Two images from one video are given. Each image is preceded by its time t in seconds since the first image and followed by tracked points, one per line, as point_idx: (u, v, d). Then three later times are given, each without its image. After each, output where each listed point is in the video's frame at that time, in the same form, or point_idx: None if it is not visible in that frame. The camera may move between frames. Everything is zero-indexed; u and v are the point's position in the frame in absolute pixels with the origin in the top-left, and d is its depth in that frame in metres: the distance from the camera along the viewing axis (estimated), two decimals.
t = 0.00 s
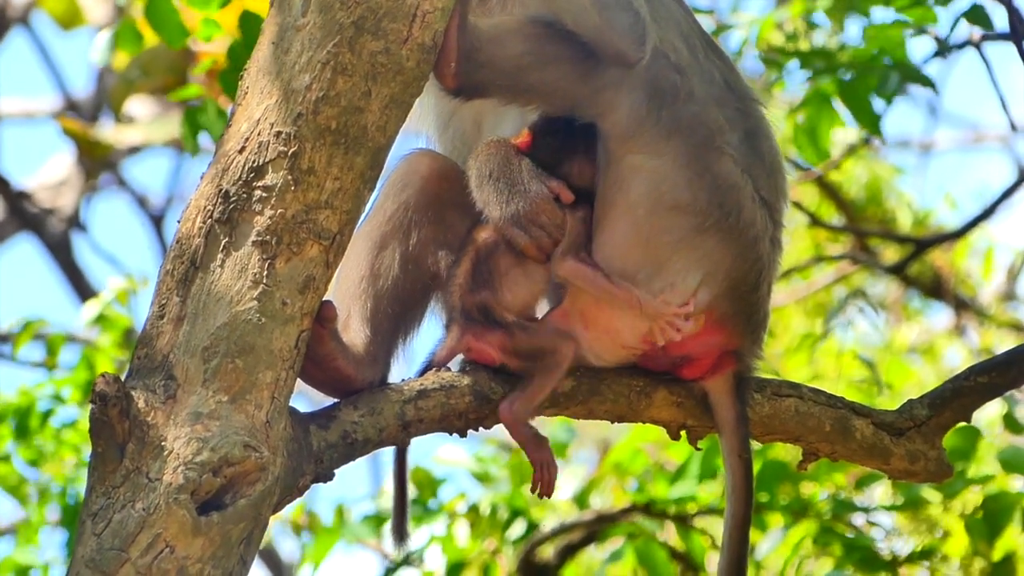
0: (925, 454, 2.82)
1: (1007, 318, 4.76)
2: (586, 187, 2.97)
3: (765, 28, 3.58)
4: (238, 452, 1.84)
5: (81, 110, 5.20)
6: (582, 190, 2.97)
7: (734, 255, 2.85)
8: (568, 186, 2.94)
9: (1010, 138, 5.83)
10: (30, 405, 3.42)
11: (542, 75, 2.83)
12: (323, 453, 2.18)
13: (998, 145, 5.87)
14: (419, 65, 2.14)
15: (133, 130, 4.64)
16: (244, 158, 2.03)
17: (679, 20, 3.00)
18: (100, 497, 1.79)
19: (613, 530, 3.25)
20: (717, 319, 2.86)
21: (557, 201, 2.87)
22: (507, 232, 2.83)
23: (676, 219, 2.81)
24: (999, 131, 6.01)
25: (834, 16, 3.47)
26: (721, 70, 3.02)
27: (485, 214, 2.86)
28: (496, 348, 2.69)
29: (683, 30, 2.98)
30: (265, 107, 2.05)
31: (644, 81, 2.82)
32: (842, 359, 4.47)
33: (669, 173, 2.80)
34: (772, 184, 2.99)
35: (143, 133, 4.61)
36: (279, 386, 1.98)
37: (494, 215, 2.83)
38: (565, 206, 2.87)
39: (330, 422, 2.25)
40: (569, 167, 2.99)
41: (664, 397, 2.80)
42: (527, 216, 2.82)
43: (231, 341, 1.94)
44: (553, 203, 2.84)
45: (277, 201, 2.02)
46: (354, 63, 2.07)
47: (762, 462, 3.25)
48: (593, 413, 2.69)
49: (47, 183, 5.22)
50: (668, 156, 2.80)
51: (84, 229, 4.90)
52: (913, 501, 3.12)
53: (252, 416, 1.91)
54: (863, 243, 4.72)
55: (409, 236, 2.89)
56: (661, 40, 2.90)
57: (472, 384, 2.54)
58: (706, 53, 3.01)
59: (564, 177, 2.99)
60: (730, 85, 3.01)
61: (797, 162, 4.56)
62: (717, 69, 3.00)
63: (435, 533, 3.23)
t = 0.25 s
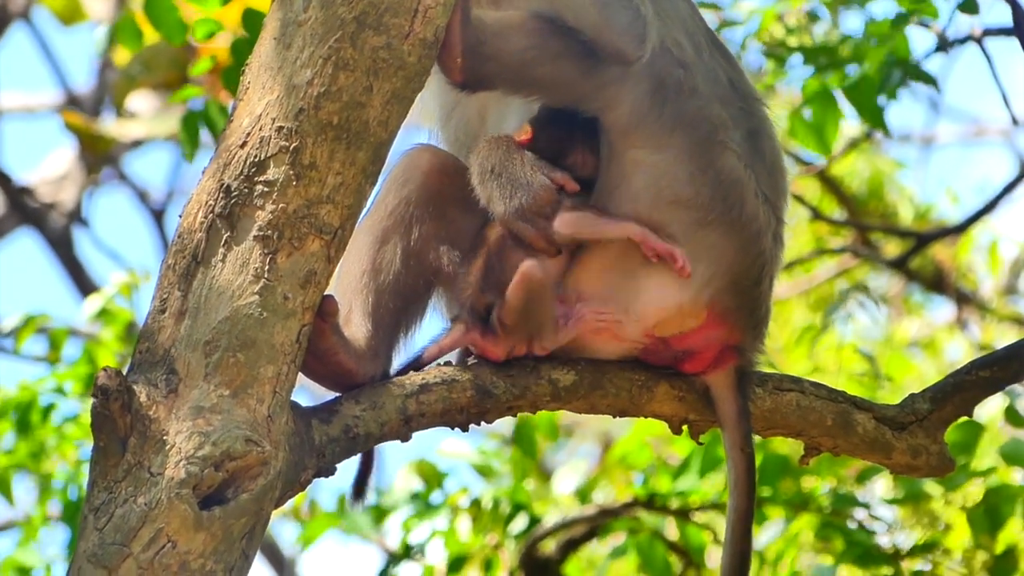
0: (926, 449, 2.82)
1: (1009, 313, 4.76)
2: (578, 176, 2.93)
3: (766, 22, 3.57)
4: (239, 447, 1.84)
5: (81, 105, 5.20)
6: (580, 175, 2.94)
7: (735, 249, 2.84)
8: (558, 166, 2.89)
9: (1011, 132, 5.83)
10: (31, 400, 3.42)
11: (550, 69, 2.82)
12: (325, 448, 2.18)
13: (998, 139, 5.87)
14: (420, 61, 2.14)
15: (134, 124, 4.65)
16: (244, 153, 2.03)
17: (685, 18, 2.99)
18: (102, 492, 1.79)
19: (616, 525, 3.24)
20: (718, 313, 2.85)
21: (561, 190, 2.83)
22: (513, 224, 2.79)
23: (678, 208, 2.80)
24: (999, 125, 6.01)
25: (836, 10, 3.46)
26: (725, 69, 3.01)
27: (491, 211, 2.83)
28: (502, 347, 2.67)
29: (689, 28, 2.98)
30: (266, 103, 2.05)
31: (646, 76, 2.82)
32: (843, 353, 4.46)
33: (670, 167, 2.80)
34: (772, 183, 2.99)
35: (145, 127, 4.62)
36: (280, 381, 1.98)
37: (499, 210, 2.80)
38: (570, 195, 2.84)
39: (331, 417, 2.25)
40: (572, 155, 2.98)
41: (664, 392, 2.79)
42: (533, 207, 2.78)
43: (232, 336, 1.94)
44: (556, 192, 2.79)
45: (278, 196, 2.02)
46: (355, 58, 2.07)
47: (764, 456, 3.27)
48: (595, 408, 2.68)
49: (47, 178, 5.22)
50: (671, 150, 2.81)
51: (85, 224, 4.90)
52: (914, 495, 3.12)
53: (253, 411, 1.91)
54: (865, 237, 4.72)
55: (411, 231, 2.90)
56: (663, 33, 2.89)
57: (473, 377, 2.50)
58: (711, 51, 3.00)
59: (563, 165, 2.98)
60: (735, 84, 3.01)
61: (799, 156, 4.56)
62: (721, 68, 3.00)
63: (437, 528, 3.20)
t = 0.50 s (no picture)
0: (928, 448, 2.82)
1: (1010, 310, 4.75)
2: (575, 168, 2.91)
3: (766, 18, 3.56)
4: (240, 444, 1.84)
5: (82, 101, 5.19)
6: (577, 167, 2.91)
7: (735, 246, 2.84)
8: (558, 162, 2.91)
9: (1011, 130, 5.83)
10: (30, 399, 3.40)
11: (555, 67, 2.82)
12: (325, 446, 2.18)
13: (998, 136, 5.87)
14: (422, 58, 2.14)
15: (135, 121, 4.66)
16: (245, 150, 2.02)
17: (701, 24, 2.97)
18: (102, 490, 1.80)
19: (617, 523, 3.24)
20: (718, 311, 2.86)
21: (559, 185, 2.84)
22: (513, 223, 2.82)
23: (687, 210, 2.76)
24: (999, 122, 6.01)
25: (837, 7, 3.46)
26: (733, 75, 2.99)
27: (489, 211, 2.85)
28: (495, 341, 2.70)
29: (703, 34, 2.96)
30: (267, 100, 2.05)
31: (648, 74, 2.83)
32: (844, 351, 4.46)
33: (669, 164, 2.81)
34: (774, 187, 2.98)
35: (145, 123, 4.66)
36: (281, 378, 1.97)
37: (497, 210, 2.83)
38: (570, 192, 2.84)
39: (332, 415, 2.24)
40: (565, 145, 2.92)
41: (665, 389, 2.79)
42: (533, 207, 2.81)
43: (233, 334, 1.94)
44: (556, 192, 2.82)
45: (279, 194, 2.02)
46: (356, 55, 2.07)
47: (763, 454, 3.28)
48: (596, 406, 2.68)
49: (48, 175, 5.22)
50: (671, 146, 2.82)
51: (85, 221, 4.90)
52: (915, 492, 3.12)
53: (253, 409, 1.91)
54: (865, 234, 4.72)
55: (411, 229, 2.90)
56: (667, 31, 2.89)
57: (475, 375, 2.50)
58: (722, 58, 2.99)
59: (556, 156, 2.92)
60: (741, 89, 2.99)
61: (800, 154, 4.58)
62: (728, 73, 2.98)
63: (436, 526, 3.19)
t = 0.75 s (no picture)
0: (926, 448, 2.82)
1: (1009, 311, 4.75)
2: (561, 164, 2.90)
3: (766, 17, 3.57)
4: (239, 444, 1.84)
5: (82, 100, 5.19)
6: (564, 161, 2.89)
7: (732, 244, 2.85)
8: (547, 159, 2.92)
9: (1010, 129, 5.83)
10: (32, 390, 3.45)
11: (552, 67, 2.79)
12: (325, 446, 2.18)
13: (997, 136, 5.87)
14: (421, 58, 2.13)
15: (134, 119, 4.65)
16: (245, 150, 2.02)
17: (707, 34, 2.97)
18: (102, 490, 1.80)
19: (615, 523, 3.24)
20: (716, 309, 2.87)
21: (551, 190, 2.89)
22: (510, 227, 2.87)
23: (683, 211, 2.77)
24: (998, 121, 6.01)
25: (836, 7, 3.46)
26: (734, 82, 3.01)
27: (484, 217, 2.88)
28: (484, 338, 2.74)
29: (709, 44, 2.97)
30: (266, 100, 2.05)
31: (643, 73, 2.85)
32: (843, 351, 4.46)
33: (663, 161, 2.84)
34: (770, 184, 3.01)
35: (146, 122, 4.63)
36: (280, 378, 1.97)
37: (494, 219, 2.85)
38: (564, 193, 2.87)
39: (331, 415, 2.24)
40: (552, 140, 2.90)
41: (664, 390, 2.79)
42: (527, 216, 2.84)
43: (232, 334, 1.94)
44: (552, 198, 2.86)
45: (278, 194, 2.02)
46: (355, 55, 2.07)
47: (762, 454, 3.25)
48: (595, 406, 2.69)
49: (47, 173, 5.22)
50: (666, 146, 2.85)
51: (85, 220, 4.90)
52: (914, 493, 3.12)
53: (253, 409, 1.91)
54: (864, 234, 4.72)
55: (409, 232, 2.90)
56: (667, 36, 2.90)
57: (474, 375, 2.50)
58: (725, 67, 3.00)
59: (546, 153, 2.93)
60: (742, 97, 3.01)
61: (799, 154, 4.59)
62: (729, 80, 3.00)
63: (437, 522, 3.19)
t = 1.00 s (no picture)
0: (924, 450, 2.82)
1: (1007, 313, 4.76)
2: (561, 152, 2.92)
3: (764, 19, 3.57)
4: (237, 446, 1.84)
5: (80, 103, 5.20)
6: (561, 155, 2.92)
7: (728, 243, 2.86)
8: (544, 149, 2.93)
9: (1008, 131, 5.84)
10: (30, 395, 3.41)
11: (549, 68, 2.80)
12: (323, 448, 2.18)
13: (996, 138, 5.87)
14: (419, 60, 2.13)
15: (133, 121, 4.65)
16: (243, 152, 2.03)
17: (703, 36, 3.01)
18: (100, 491, 1.80)
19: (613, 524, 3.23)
20: (711, 309, 2.88)
21: (553, 177, 2.92)
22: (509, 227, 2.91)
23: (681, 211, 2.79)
24: (996, 124, 6.02)
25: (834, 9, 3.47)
26: (731, 84, 3.04)
27: (489, 213, 2.89)
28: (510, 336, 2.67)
29: (704, 45, 3.00)
30: (264, 102, 2.05)
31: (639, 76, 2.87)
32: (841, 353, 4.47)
33: (659, 163, 2.86)
34: (766, 187, 3.03)
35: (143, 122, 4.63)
36: (279, 380, 1.97)
37: (503, 215, 2.87)
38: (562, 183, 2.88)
39: (329, 417, 2.25)
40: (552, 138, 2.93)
41: (663, 392, 2.79)
42: (535, 207, 2.86)
43: (230, 335, 1.94)
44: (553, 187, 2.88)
45: (276, 196, 2.02)
46: (354, 57, 2.07)
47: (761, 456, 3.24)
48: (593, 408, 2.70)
49: (46, 176, 5.22)
50: (661, 146, 2.87)
51: (83, 222, 4.90)
52: (912, 495, 3.12)
53: (251, 410, 1.91)
54: (862, 236, 4.73)
55: (406, 236, 2.89)
56: (663, 37, 2.93)
57: (472, 377, 2.50)
58: (722, 68, 3.03)
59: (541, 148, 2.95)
60: (739, 98, 3.04)
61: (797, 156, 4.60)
62: (726, 82, 3.03)
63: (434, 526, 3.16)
